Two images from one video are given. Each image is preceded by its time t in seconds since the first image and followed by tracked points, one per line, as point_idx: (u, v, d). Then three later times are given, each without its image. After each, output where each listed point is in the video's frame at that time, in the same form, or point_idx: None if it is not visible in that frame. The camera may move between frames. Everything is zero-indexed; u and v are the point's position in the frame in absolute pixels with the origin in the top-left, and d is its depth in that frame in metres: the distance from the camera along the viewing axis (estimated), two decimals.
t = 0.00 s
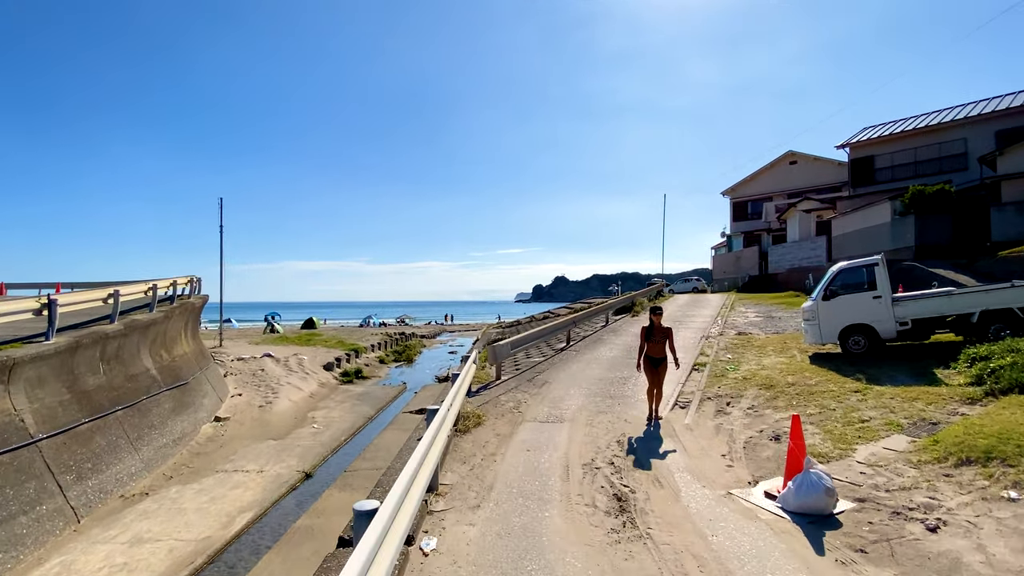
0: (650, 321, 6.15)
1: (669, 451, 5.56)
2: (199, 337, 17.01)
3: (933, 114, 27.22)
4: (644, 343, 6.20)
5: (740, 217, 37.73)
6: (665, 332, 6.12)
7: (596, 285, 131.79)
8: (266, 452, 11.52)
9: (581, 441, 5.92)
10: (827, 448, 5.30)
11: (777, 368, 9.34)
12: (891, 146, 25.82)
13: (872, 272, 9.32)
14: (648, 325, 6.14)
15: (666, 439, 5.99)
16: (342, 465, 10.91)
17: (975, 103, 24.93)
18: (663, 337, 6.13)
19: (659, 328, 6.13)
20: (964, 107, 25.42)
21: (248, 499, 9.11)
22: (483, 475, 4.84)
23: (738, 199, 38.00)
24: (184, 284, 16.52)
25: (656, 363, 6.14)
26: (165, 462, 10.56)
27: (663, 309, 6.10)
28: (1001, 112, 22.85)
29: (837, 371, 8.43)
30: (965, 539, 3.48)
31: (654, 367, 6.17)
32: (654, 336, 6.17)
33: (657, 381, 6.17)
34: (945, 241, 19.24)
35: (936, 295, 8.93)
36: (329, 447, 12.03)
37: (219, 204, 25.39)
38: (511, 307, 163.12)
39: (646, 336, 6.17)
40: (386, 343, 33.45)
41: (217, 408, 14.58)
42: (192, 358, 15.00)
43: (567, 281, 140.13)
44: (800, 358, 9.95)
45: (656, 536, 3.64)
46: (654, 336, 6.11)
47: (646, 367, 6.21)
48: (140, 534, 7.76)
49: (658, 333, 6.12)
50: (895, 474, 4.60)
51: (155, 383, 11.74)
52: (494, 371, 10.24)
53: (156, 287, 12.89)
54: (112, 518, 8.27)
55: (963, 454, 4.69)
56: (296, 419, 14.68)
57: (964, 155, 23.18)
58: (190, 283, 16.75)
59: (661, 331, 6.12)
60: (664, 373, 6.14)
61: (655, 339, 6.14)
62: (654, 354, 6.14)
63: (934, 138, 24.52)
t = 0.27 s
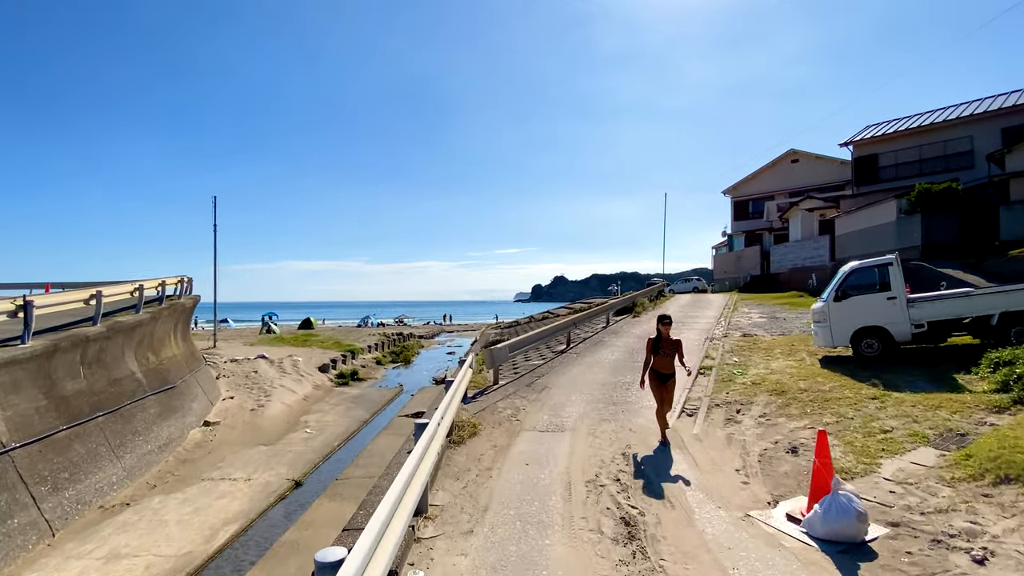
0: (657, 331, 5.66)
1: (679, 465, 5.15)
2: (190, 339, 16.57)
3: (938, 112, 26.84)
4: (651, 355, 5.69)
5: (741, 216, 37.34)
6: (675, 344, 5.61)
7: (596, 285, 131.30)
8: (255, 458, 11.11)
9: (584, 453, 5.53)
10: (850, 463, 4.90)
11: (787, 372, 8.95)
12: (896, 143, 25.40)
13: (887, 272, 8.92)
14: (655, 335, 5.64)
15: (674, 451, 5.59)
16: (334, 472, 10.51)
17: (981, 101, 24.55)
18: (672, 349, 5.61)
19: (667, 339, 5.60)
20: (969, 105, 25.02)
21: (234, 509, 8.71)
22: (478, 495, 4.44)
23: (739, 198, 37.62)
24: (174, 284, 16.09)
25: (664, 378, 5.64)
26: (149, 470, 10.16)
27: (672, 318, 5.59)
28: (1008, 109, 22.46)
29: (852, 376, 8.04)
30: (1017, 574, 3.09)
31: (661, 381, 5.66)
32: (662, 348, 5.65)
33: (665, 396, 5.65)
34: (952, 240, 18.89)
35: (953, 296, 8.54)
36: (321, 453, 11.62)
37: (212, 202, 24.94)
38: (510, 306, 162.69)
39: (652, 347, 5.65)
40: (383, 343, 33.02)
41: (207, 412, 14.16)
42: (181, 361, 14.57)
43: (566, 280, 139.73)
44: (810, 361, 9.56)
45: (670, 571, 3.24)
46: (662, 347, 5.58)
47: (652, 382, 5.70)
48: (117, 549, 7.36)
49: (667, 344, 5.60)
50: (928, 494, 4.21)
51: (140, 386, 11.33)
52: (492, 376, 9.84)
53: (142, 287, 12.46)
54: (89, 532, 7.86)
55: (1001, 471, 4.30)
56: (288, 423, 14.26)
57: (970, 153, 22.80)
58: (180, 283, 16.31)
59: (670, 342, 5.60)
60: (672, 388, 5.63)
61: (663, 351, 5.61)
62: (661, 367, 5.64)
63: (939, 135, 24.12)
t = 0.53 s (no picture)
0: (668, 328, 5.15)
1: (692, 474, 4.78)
2: (181, 337, 16.16)
3: (943, 107, 26.45)
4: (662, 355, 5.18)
5: (743, 214, 36.94)
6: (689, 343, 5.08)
7: (595, 284, 130.84)
8: (245, 461, 10.75)
9: (590, 460, 5.16)
10: (877, 473, 4.53)
11: (798, 372, 8.59)
12: (901, 139, 25.00)
13: (903, 268, 8.55)
14: (667, 333, 5.12)
15: (686, 458, 5.22)
16: (328, 475, 10.15)
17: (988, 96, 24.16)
18: (686, 349, 5.09)
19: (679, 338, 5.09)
20: (975, 100, 24.65)
21: (221, 515, 8.36)
22: (475, 509, 4.06)
23: (740, 195, 37.23)
24: (165, 282, 15.68)
25: (677, 381, 5.15)
26: (133, 474, 9.78)
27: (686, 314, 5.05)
28: (1015, 104, 22.08)
29: (868, 376, 7.67)
30: None
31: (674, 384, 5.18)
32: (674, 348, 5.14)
33: (678, 400, 5.18)
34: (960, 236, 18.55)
35: (974, 292, 8.15)
36: (315, 456, 11.25)
37: (207, 198, 24.49)
38: (509, 305, 162.24)
39: (663, 347, 5.14)
40: (381, 342, 32.61)
41: (198, 413, 13.78)
42: (171, 360, 14.16)
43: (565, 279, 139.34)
44: (822, 361, 9.18)
45: None
46: (675, 348, 5.07)
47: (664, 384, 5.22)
48: (96, 559, 7.00)
49: (680, 343, 5.08)
50: (968, 509, 3.84)
51: (126, 387, 10.93)
52: (490, 376, 9.45)
53: (130, 284, 12.06)
54: (67, 541, 7.49)
55: None
56: (281, 424, 13.87)
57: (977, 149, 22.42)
58: (172, 280, 15.89)
59: (683, 341, 5.08)
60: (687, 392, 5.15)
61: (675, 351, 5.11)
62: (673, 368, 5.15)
63: (946, 131, 23.73)
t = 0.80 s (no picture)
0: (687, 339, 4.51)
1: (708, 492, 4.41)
2: (172, 338, 15.75)
3: (949, 103, 26.04)
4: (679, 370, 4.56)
5: (745, 212, 36.54)
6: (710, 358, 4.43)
7: (594, 283, 130.58)
8: (235, 467, 10.36)
9: (596, 475, 4.79)
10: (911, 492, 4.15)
11: (811, 376, 8.21)
12: (907, 135, 24.58)
13: (922, 268, 8.15)
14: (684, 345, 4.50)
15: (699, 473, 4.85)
16: (320, 482, 9.76)
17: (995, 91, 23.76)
18: (707, 364, 4.45)
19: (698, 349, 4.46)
20: (982, 96, 24.24)
21: (206, 527, 7.98)
22: (471, 535, 3.68)
23: (742, 192, 36.84)
24: (155, 281, 15.26)
25: (697, 400, 4.53)
26: (116, 482, 9.41)
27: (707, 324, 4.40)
28: None
29: (887, 380, 7.29)
30: None
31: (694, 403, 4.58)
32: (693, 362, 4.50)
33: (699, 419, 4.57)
34: (969, 235, 18.24)
35: (997, 293, 7.74)
36: (308, 462, 10.86)
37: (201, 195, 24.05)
38: (509, 303, 161.82)
39: (680, 361, 4.51)
40: (378, 341, 32.23)
41: (189, 416, 13.38)
42: (161, 361, 13.76)
43: (565, 278, 139.10)
44: (835, 364, 8.80)
45: None
46: (693, 364, 4.44)
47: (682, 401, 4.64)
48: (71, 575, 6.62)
49: (700, 358, 4.44)
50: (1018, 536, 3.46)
51: (111, 390, 10.54)
52: (489, 380, 9.04)
53: (115, 283, 11.65)
54: (42, 555, 7.12)
55: None
56: (274, 428, 13.47)
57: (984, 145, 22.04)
58: (162, 279, 15.46)
59: (703, 355, 4.43)
60: (708, 412, 4.53)
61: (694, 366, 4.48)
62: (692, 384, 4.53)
63: (953, 127, 23.31)
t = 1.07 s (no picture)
0: (709, 337, 4.07)
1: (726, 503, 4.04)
2: (163, 334, 15.35)
3: (956, 97, 25.66)
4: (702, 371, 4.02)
5: (747, 208, 36.19)
6: (738, 356, 3.97)
7: (594, 280, 130.25)
8: (224, 469, 9.99)
9: (603, 482, 4.42)
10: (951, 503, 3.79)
11: (825, 374, 7.85)
12: (913, 129, 24.19)
13: (940, 261, 7.80)
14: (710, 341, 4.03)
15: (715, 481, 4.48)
16: (312, 485, 9.39)
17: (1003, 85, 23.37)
18: (734, 364, 3.97)
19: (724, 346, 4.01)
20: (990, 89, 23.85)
21: (190, 533, 7.62)
22: (468, 554, 3.32)
23: (744, 188, 36.46)
24: (145, 276, 14.86)
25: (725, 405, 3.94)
26: (98, 485, 9.07)
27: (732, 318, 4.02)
28: None
29: (907, 379, 6.93)
30: None
31: (718, 409, 3.98)
32: (717, 362, 4.02)
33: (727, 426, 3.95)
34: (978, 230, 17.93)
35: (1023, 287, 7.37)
36: (300, 463, 10.49)
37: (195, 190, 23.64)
38: (508, 301, 161.43)
39: (706, 359, 3.98)
40: (377, 338, 31.86)
41: (179, 415, 13.00)
42: (151, 359, 13.36)
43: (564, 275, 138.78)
44: (849, 362, 8.44)
45: None
46: (720, 360, 3.93)
47: (703, 409, 4.03)
48: None
49: (727, 355, 3.97)
50: None
51: (95, 389, 10.15)
52: (488, 379, 8.66)
53: (101, 278, 11.25)
54: (16, 563, 6.77)
55: None
56: (267, 427, 13.11)
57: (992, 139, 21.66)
58: (152, 275, 15.05)
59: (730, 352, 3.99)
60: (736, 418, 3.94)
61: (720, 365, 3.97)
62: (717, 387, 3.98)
63: (960, 121, 22.93)
